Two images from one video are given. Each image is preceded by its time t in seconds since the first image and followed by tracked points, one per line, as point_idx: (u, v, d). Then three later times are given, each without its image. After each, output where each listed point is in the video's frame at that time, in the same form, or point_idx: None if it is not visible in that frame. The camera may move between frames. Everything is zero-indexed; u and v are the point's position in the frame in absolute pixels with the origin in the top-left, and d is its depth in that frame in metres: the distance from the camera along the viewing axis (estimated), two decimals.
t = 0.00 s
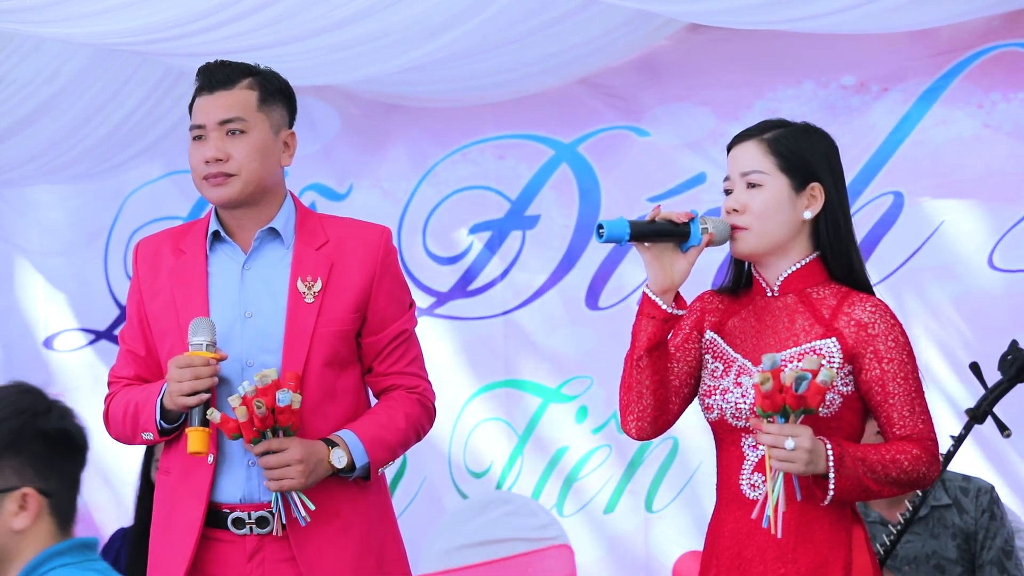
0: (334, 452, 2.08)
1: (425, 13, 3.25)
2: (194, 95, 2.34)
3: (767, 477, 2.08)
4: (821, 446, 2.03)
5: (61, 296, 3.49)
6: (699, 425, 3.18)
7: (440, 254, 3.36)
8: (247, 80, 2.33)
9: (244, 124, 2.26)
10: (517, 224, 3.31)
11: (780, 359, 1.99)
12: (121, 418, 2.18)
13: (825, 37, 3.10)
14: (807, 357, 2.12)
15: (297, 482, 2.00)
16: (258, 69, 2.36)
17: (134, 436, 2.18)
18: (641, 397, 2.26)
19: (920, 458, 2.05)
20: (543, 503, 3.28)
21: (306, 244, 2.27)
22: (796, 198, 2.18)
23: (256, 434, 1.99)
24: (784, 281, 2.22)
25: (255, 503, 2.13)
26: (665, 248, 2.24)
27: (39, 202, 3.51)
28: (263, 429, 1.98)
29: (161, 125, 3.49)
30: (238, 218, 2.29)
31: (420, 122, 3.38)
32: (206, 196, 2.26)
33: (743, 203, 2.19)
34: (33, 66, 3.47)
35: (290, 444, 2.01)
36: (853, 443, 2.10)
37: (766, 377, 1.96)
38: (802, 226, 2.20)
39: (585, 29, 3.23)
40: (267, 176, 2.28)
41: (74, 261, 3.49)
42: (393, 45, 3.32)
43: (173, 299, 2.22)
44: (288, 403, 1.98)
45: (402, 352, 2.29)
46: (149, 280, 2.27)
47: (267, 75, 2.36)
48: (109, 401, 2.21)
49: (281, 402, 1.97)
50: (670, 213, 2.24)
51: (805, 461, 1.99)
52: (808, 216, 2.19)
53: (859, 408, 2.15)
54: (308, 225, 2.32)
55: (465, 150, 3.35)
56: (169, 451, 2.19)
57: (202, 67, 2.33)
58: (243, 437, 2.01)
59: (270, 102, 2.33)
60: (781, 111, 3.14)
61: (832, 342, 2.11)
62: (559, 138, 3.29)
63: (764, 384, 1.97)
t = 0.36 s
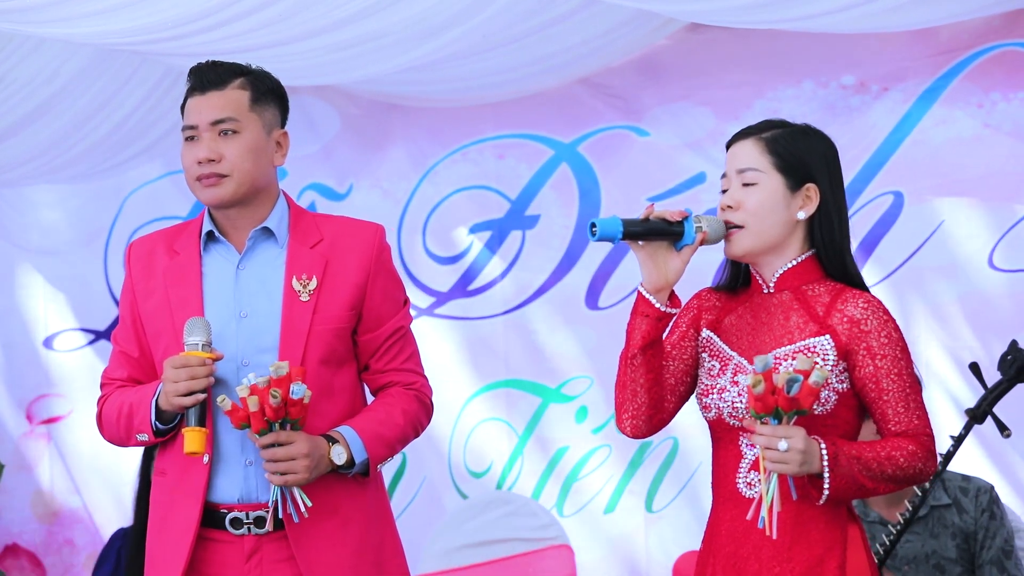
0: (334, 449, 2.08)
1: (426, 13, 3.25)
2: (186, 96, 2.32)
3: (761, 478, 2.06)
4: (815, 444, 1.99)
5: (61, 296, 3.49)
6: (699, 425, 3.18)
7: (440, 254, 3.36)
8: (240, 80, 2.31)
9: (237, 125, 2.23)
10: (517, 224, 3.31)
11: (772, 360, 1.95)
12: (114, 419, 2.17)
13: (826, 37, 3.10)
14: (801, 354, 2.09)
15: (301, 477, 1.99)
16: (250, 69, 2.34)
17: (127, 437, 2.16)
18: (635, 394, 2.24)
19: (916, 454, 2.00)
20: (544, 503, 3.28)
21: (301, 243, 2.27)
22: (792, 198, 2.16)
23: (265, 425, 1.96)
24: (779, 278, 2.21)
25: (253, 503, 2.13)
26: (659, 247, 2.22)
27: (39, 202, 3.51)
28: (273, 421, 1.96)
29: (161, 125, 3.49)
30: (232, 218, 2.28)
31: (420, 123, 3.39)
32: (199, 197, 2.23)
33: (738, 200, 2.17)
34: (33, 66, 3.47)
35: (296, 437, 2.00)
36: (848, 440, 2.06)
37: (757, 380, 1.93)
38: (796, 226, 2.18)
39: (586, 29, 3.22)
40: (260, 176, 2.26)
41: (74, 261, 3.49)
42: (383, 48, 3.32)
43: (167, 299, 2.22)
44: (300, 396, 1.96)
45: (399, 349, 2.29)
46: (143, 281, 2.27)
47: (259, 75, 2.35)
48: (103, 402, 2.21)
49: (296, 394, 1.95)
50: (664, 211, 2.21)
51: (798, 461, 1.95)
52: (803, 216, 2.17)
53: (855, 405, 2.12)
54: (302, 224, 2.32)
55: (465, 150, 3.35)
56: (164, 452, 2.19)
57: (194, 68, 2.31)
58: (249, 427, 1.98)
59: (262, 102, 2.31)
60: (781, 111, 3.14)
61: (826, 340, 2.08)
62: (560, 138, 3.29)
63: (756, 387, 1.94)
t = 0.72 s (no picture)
0: (333, 444, 2.08)
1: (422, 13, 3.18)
2: (178, 97, 2.30)
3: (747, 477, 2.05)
4: (801, 442, 1.97)
5: (60, 296, 3.49)
6: (699, 425, 3.19)
7: (439, 254, 3.36)
8: (234, 82, 2.29)
9: (234, 127, 2.22)
10: (517, 224, 3.31)
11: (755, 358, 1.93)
12: (111, 420, 2.17)
13: (825, 36, 3.10)
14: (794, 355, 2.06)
15: (291, 474, 1.99)
16: (243, 69, 2.32)
17: (124, 437, 2.16)
18: (635, 400, 2.24)
19: (908, 454, 1.97)
20: (543, 503, 3.28)
21: (298, 241, 2.26)
22: (783, 200, 2.12)
23: (259, 422, 1.96)
24: (773, 282, 2.17)
25: (255, 503, 2.13)
26: (655, 253, 2.23)
27: (39, 202, 3.51)
28: (265, 419, 1.96)
29: (161, 125, 3.50)
30: (229, 220, 2.28)
31: (420, 123, 3.39)
32: (197, 201, 2.23)
33: (729, 207, 2.14)
34: (32, 66, 3.46)
35: (290, 436, 2.00)
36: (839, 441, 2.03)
37: (739, 376, 1.92)
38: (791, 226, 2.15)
39: (586, 29, 3.21)
40: (258, 178, 2.26)
41: (74, 261, 3.49)
42: (386, 47, 3.28)
43: (164, 300, 2.21)
44: (294, 397, 1.95)
45: (398, 345, 2.29)
46: (138, 281, 2.25)
47: (253, 75, 2.33)
48: (98, 404, 2.20)
49: (286, 396, 1.94)
50: (658, 217, 2.23)
51: (783, 459, 1.93)
52: (797, 217, 2.14)
53: (848, 406, 2.08)
54: (298, 223, 2.32)
55: (465, 150, 3.36)
56: (162, 453, 2.19)
57: (185, 69, 2.29)
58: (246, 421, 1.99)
59: (257, 103, 2.30)
60: (780, 111, 3.14)
61: (818, 340, 2.04)
62: (560, 138, 3.29)
63: (738, 383, 1.93)
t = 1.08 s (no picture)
0: (335, 450, 2.07)
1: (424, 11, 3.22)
2: (176, 97, 2.28)
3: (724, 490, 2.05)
4: (778, 446, 1.94)
5: (60, 296, 3.49)
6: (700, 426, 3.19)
7: (438, 254, 3.35)
8: (234, 82, 2.28)
9: (238, 131, 2.22)
10: (517, 224, 3.30)
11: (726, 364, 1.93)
12: (109, 422, 2.16)
13: (826, 36, 3.10)
14: (780, 358, 2.03)
15: (304, 482, 1.99)
16: (243, 69, 2.30)
17: (123, 439, 2.16)
18: (631, 402, 2.24)
19: (896, 455, 1.92)
20: (543, 503, 3.28)
21: (298, 243, 2.26)
22: (773, 200, 2.09)
23: (272, 433, 1.95)
24: (770, 280, 2.14)
25: (255, 504, 2.12)
26: (647, 256, 2.24)
27: (38, 202, 3.50)
28: (280, 429, 1.94)
29: (161, 124, 3.49)
30: (230, 221, 2.27)
31: (420, 123, 3.38)
32: (200, 203, 2.22)
33: (721, 208, 2.13)
34: (32, 66, 3.46)
35: (303, 445, 1.99)
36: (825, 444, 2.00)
37: (704, 383, 1.91)
38: (780, 226, 2.11)
39: (585, 29, 3.22)
40: (260, 180, 2.26)
41: (73, 261, 3.48)
42: (383, 46, 3.30)
43: (163, 301, 2.20)
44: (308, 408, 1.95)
45: (396, 348, 2.28)
46: (137, 282, 2.24)
47: (253, 75, 2.31)
48: (97, 405, 2.19)
49: (303, 406, 1.94)
50: (648, 220, 2.25)
51: (756, 465, 1.91)
52: (787, 217, 2.09)
53: (840, 407, 2.04)
54: (297, 224, 2.31)
55: (464, 150, 3.35)
56: (162, 455, 2.18)
57: (185, 70, 2.27)
58: (257, 433, 1.96)
59: (259, 104, 2.29)
60: (780, 110, 3.14)
61: (804, 342, 2.01)
62: (560, 138, 3.28)
63: (702, 391, 1.91)
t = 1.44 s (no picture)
0: (336, 452, 2.06)
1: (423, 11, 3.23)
2: (177, 100, 2.27)
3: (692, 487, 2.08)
4: (750, 447, 1.93)
5: (59, 296, 3.49)
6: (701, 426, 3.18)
7: (438, 254, 3.35)
8: (235, 85, 2.27)
9: (242, 136, 2.21)
10: (516, 224, 3.30)
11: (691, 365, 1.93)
12: (111, 422, 2.16)
13: (826, 35, 3.09)
14: (763, 359, 2.00)
15: (306, 486, 1.99)
16: (244, 70, 2.29)
17: (125, 439, 2.16)
18: (636, 403, 2.25)
19: (873, 457, 1.86)
20: (543, 503, 3.27)
21: (300, 243, 2.26)
22: (760, 200, 2.06)
23: (276, 438, 1.94)
24: (762, 282, 2.10)
25: (256, 504, 2.12)
26: (643, 259, 2.25)
27: (38, 202, 3.50)
28: (283, 435, 1.93)
29: (161, 124, 3.49)
30: (233, 223, 2.27)
31: (420, 122, 3.37)
32: (205, 208, 2.22)
33: (712, 209, 2.11)
34: (32, 66, 3.46)
35: (305, 449, 1.99)
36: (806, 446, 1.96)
37: (665, 385, 1.93)
38: (770, 227, 2.07)
39: (585, 29, 3.22)
40: (263, 183, 2.26)
41: (72, 261, 3.48)
42: (383, 46, 3.31)
43: (165, 302, 2.20)
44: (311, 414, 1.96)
45: (397, 349, 2.28)
46: (139, 282, 2.24)
47: (254, 76, 2.30)
48: (99, 405, 2.19)
49: (307, 412, 1.94)
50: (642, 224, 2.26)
51: (722, 466, 1.90)
52: (774, 218, 2.06)
53: (825, 409, 1.99)
54: (299, 223, 2.31)
55: (464, 149, 3.35)
56: (163, 455, 2.18)
57: (186, 73, 2.26)
58: (259, 438, 1.95)
59: (260, 106, 2.28)
60: (780, 110, 3.14)
61: (786, 343, 1.98)
62: (560, 138, 3.28)
63: (664, 392, 1.93)
